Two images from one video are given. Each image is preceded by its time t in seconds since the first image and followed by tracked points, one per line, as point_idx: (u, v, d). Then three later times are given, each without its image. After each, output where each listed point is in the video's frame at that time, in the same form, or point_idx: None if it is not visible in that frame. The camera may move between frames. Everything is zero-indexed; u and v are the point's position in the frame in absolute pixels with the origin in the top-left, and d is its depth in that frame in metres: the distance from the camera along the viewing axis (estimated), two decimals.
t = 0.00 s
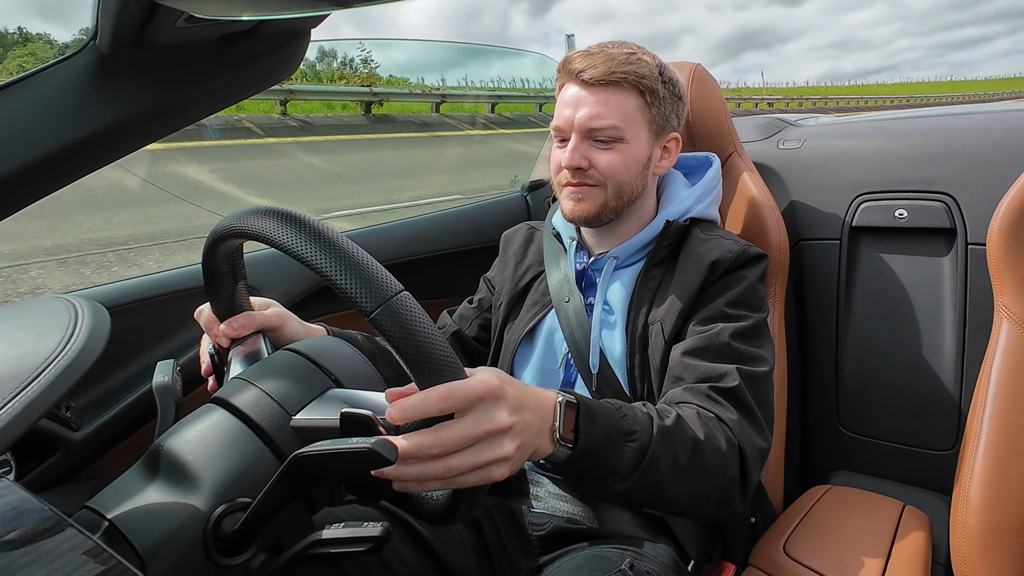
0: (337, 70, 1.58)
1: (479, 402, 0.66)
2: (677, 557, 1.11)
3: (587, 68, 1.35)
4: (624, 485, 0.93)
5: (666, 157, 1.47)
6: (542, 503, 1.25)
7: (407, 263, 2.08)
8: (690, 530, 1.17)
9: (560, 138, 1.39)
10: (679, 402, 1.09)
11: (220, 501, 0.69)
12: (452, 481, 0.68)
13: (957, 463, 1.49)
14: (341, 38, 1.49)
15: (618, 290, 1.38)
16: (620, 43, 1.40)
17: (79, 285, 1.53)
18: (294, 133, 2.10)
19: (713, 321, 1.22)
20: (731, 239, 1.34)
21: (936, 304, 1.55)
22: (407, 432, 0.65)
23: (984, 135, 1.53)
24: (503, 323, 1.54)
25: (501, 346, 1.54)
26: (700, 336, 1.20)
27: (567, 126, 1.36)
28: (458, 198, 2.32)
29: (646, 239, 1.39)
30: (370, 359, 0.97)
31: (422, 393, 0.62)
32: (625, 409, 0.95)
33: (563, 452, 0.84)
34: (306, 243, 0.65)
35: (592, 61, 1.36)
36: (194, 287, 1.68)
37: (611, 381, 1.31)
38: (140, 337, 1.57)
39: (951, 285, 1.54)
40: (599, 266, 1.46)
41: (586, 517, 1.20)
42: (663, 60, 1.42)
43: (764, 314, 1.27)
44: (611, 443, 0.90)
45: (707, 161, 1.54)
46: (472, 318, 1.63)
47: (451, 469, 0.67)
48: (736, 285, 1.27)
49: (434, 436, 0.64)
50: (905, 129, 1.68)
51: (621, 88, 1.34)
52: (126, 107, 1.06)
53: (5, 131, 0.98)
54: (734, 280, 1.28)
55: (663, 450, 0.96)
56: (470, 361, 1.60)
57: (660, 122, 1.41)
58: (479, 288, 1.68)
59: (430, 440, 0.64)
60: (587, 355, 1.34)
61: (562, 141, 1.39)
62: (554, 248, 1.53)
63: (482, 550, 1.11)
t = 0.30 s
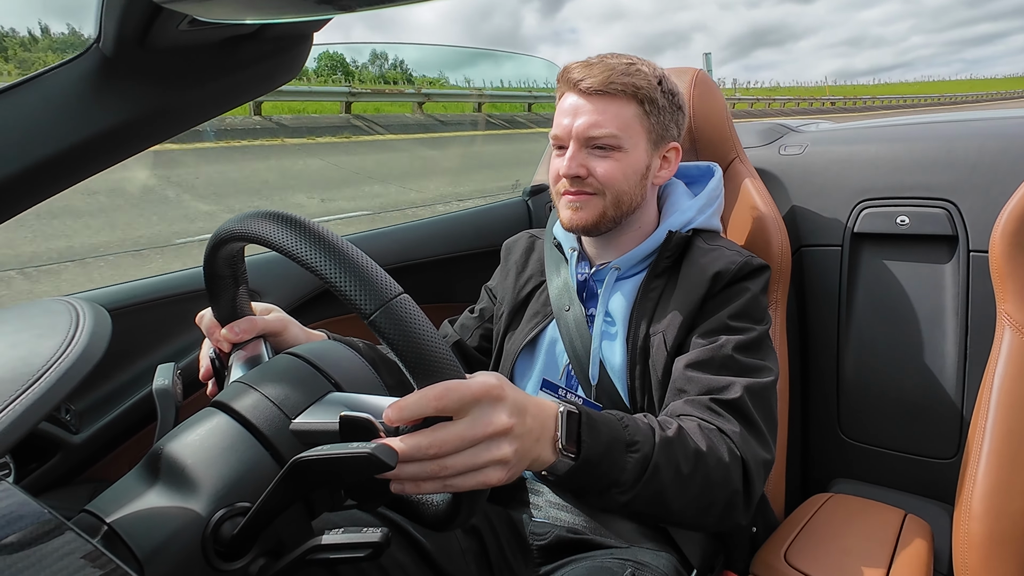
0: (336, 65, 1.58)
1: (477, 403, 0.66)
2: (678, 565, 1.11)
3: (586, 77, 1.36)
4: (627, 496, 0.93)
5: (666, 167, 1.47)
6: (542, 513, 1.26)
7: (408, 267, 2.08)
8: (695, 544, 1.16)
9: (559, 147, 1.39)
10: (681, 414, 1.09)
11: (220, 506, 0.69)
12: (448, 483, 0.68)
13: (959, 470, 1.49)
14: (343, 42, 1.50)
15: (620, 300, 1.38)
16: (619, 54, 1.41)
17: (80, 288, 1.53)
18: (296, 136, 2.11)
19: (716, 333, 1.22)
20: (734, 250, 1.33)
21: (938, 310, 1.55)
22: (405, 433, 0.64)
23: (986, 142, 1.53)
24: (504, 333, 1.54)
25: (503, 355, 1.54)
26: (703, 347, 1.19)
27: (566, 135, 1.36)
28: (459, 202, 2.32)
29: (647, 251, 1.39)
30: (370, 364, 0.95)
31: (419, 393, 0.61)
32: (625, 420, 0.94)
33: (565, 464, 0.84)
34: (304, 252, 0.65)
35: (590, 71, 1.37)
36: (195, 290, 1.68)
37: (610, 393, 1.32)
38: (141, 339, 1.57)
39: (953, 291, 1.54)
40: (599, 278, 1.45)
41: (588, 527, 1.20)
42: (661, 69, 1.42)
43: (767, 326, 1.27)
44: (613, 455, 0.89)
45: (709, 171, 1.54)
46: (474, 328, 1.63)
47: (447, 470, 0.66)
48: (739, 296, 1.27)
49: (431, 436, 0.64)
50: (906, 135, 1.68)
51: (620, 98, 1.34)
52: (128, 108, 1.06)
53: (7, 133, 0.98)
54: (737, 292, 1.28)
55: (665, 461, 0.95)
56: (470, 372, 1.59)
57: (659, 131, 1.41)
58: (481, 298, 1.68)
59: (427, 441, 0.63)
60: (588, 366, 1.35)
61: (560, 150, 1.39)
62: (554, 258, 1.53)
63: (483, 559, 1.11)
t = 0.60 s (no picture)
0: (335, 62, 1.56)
1: (485, 405, 0.66)
2: (681, 556, 1.11)
3: (582, 67, 1.36)
4: (630, 489, 0.93)
5: (664, 156, 1.47)
6: (547, 503, 1.26)
7: (410, 262, 2.09)
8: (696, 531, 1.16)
9: (556, 138, 1.39)
10: (684, 404, 1.09)
11: (226, 501, 0.69)
12: (454, 482, 0.68)
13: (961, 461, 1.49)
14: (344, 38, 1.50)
15: (623, 289, 1.39)
16: (616, 43, 1.41)
17: (84, 286, 1.53)
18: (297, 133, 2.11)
19: (719, 322, 1.22)
20: (736, 239, 1.33)
21: (941, 301, 1.55)
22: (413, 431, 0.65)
23: (986, 132, 1.53)
24: (506, 324, 1.54)
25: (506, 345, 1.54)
26: (706, 337, 1.19)
27: (563, 127, 1.36)
28: (460, 198, 2.32)
29: (648, 240, 1.39)
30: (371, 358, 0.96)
31: (428, 394, 0.62)
32: (627, 412, 0.95)
33: (567, 459, 0.84)
34: (303, 245, 0.65)
35: (586, 61, 1.37)
36: (198, 287, 1.68)
37: (614, 381, 1.32)
38: (145, 337, 1.58)
39: (955, 282, 1.54)
40: (602, 267, 1.45)
41: (590, 516, 1.20)
42: (657, 57, 1.41)
43: (769, 313, 1.27)
44: (615, 447, 0.90)
45: (710, 160, 1.53)
46: (475, 316, 1.63)
47: (454, 471, 0.67)
48: (741, 285, 1.27)
49: (438, 436, 0.64)
50: (908, 126, 1.68)
51: (616, 87, 1.34)
52: (128, 105, 1.06)
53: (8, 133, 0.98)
54: (740, 280, 1.28)
55: (668, 452, 0.96)
56: (473, 361, 1.60)
57: (657, 121, 1.41)
58: (483, 287, 1.68)
59: (435, 441, 0.64)
60: (590, 356, 1.35)
61: (558, 141, 1.39)
62: (558, 249, 1.52)
63: (487, 552, 1.11)
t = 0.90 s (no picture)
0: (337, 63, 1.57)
1: (481, 408, 0.66)
2: (679, 565, 1.11)
3: (580, 76, 1.36)
4: (628, 497, 0.93)
5: (662, 166, 1.47)
6: (543, 512, 1.26)
7: (408, 267, 2.08)
8: (695, 539, 1.16)
9: (554, 148, 1.39)
10: (682, 413, 1.09)
11: (221, 508, 0.69)
12: (449, 487, 0.68)
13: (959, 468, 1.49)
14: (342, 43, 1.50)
15: (620, 297, 1.39)
16: (614, 53, 1.41)
17: (80, 291, 1.53)
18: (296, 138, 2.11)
19: (717, 330, 1.22)
20: (733, 247, 1.33)
21: (938, 307, 1.55)
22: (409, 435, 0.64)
23: (984, 138, 1.54)
24: (503, 331, 1.54)
25: (502, 353, 1.54)
26: (704, 345, 1.19)
27: (561, 137, 1.36)
28: (459, 203, 2.32)
29: (647, 247, 1.39)
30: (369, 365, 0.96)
31: (423, 398, 0.61)
32: (625, 421, 0.95)
33: (565, 467, 0.84)
34: (300, 258, 0.65)
35: (584, 70, 1.37)
36: (195, 292, 1.68)
37: (611, 391, 1.32)
38: (141, 341, 1.57)
39: (953, 290, 1.54)
40: (599, 274, 1.44)
41: (588, 526, 1.20)
42: (656, 67, 1.42)
43: (767, 322, 1.27)
44: (612, 455, 0.89)
45: (707, 169, 1.54)
46: (473, 325, 1.62)
47: (449, 475, 0.66)
48: (739, 294, 1.27)
49: (435, 440, 0.64)
50: (905, 133, 1.69)
51: (614, 97, 1.34)
52: (126, 112, 1.06)
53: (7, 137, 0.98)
54: (738, 288, 1.28)
55: (666, 460, 0.96)
56: (470, 367, 1.60)
57: (655, 131, 1.41)
58: (480, 296, 1.67)
59: (431, 445, 0.63)
60: (587, 363, 1.35)
61: (555, 151, 1.39)
62: (554, 257, 1.52)
63: (483, 560, 1.11)
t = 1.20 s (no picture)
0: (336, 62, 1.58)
1: (480, 395, 0.66)
2: (681, 555, 1.10)
3: (574, 67, 1.36)
4: (630, 483, 0.93)
5: (658, 155, 1.47)
6: (545, 502, 1.26)
7: (408, 261, 2.08)
8: (694, 526, 1.17)
9: (550, 139, 1.39)
10: (683, 399, 1.09)
11: (225, 501, 0.69)
12: (450, 475, 0.68)
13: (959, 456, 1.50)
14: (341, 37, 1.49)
15: (619, 288, 1.39)
16: (608, 43, 1.41)
17: (81, 286, 1.53)
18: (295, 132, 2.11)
19: (717, 317, 1.22)
20: (732, 235, 1.34)
21: (938, 297, 1.55)
22: (408, 425, 0.65)
23: (984, 128, 1.54)
24: (505, 322, 1.54)
25: (503, 344, 1.55)
26: (704, 332, 1.19)
27: (556, 128, 1.36)
28: (458, 196, 2.31)
29: (647, 236, 1.39)
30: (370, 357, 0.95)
31: (423, 386, 0.62)
32: (624, 407, 0.95)
33: (565, 453, 0.85)
34: (295, 246, 0.65)
35: (578, 61, 1.37)
36: (196, 286, 1.68)
37: (611, 380, 1.33)
38: (142, 336, 1.57)
39: (953, 279, 1.54)
40: (599, 265, 1.45)
41: (589, 515, 1.19)
42: (650, 56, 1.41)
43: (767, 308, 1.27)
44: (612, 442, 0.90)
45: (706, 157, 1.53)
46: (473, 317, 1.63)
47: (449, 462, 0.67)
48: (738, 281, 1.27)
49: (435, 428, 0.64)
50: (905, 123, 1.68)
51: (608, 86, 1.34)
52: (123, 107, 1.06)
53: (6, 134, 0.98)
54: (737, 275, 1.28)
55: (667, 446, 0.96)
56: (471, 359, 1.60)
57: (650, 119, 1.40)
58: (481, 287, 1.68)
59: (429, 433, 0.64)
60: (588, 353, 1.35)
61: (551, 142, 1.39)
62: (554, 247, 1.52)
63: (485, 549, 1.11)
